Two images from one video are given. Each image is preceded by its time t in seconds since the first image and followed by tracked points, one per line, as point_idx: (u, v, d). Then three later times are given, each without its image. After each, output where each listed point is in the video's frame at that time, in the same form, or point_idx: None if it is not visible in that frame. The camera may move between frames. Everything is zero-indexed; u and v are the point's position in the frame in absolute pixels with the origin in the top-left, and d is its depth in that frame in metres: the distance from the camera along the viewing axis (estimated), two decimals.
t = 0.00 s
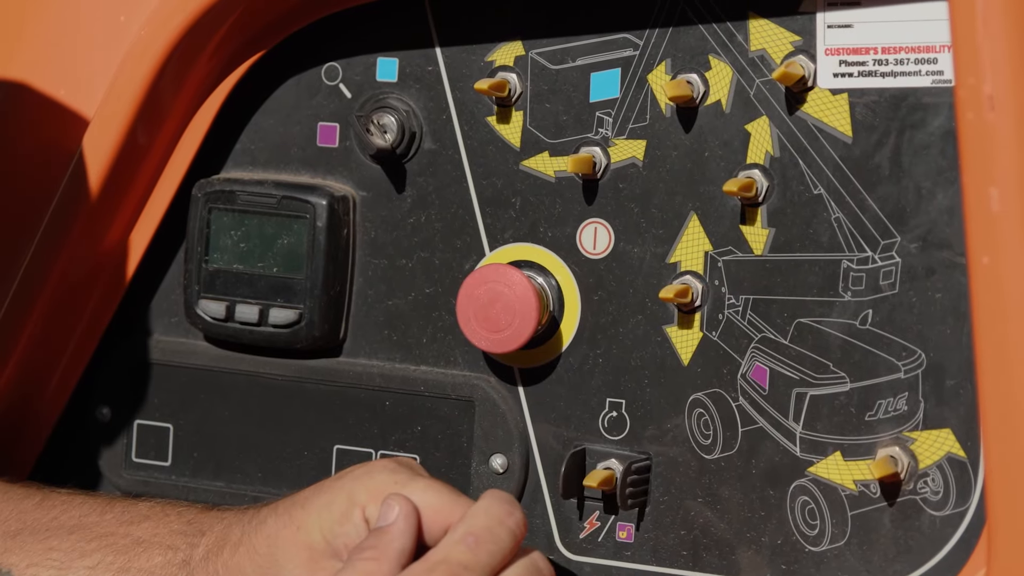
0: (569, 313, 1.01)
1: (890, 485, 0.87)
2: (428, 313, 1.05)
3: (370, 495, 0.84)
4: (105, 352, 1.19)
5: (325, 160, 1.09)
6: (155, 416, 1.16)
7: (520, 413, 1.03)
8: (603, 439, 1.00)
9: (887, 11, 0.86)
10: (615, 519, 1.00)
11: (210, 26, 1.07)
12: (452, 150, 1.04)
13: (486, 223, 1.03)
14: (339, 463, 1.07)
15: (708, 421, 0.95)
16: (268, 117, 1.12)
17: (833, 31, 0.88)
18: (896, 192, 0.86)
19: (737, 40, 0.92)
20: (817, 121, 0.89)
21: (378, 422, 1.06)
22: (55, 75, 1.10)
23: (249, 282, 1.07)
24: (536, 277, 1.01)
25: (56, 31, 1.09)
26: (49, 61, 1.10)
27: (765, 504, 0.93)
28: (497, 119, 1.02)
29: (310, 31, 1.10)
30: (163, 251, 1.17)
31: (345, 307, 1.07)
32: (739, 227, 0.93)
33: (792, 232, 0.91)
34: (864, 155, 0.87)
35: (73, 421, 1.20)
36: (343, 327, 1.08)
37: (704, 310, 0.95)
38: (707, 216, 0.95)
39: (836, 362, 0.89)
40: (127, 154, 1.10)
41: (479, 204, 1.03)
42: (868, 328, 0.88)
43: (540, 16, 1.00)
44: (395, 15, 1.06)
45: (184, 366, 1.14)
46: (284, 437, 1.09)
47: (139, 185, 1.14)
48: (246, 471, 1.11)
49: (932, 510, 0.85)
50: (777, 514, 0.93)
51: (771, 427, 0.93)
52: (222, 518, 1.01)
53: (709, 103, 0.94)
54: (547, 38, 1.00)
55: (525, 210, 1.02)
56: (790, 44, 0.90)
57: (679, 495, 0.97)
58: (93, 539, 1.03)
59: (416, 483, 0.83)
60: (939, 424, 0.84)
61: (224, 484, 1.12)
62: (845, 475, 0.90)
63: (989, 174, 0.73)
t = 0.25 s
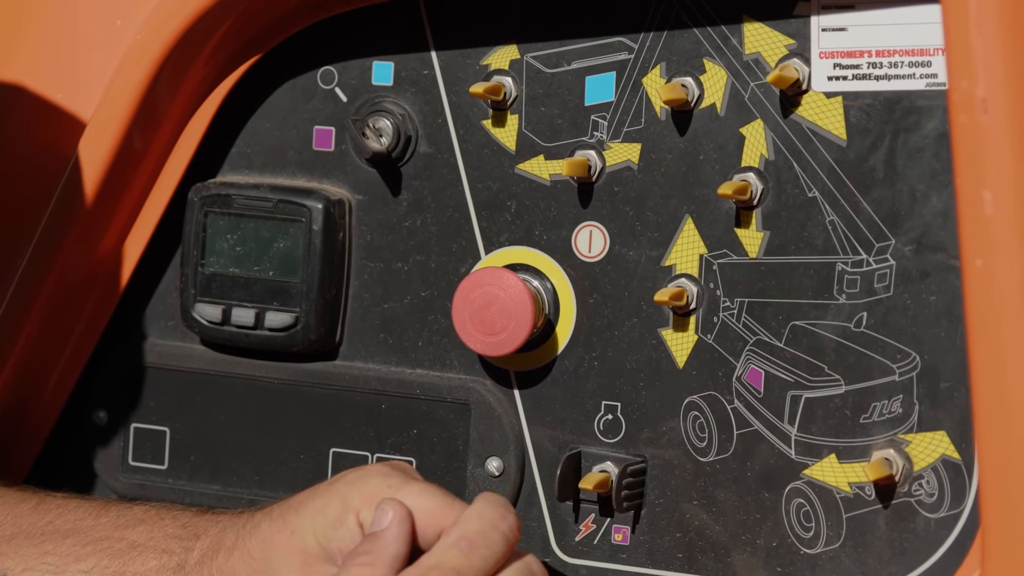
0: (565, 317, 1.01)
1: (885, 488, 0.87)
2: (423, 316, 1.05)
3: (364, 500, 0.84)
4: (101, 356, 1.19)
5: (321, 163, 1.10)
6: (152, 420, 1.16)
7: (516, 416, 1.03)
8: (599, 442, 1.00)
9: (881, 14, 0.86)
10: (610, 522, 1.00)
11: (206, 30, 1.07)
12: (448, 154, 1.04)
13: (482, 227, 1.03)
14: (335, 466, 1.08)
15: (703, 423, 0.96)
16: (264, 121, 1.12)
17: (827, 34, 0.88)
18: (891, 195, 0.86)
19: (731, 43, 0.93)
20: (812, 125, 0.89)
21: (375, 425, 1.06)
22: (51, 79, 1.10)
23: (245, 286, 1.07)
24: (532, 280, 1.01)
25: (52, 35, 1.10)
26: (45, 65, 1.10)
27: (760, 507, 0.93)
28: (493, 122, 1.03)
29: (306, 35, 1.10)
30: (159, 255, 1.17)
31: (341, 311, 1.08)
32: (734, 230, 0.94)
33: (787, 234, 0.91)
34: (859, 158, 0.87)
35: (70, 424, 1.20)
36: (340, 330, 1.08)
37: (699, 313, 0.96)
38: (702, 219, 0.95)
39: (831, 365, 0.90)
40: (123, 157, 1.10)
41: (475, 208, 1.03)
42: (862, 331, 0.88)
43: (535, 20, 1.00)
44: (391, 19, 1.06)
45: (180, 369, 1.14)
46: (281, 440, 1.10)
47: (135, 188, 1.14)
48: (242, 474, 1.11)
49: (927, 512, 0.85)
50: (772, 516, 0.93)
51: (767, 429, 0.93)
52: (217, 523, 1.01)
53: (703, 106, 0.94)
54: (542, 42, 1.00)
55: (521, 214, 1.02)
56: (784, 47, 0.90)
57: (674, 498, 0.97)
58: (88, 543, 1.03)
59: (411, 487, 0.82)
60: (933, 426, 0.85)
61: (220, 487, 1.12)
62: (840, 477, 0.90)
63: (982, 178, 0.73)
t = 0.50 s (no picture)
0: (563, 320, 1.01)
1: (883, 491, 0.87)
2: (422, 320, 1.05)
3: (362, 511, 0.84)
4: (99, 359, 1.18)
5: (320, 166, 1.10)
6: (150, 423, 1.16)
7: (514, 419, 1.03)
8: (597, 445, 1.00)
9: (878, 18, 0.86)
10: (609, 525, 1.00)
11: (204, 33, 1.07)
12: (446, 157, 1.04)
13: (480, 230, 1.03)
14: (334, 470, 1.08)
15: (701, 426, 0.96)
16: (262, 124, 1.12)
17: (825, 37, 0.88)
18: (888, 198, 0.86)
19: (729, 47, 0.93)
20: (810, 128, 0.90)
21: (373, 429, 1.06)
22: (49, 82, 1.10)
23: (243, 289, 1.07)
24: (530, 283, 1.01)
25: (50, 39, 1.10)
26: (43, 69, 1.10)
27: (758, 510, 0.93)
28: (491, 126, 1.03)
29: (304, 38, 1.10)
30: (157, 259, 1.17)
31: (340, 314, 1.08)
32: (732, 233, 0.94)
33: (785, 238, 0.91)
34: (856, 161, 0.87)
35: (67, 428, 1.20)
36: (338, 334, 1.08)
37: (697, 316, 0.96)
38: (700, 222, 0.95)
39: (828, 368, 0.90)
40: (121, 160, 1.10)
41: (473, 211, 1.03)
42: (860, 334, 0.88)
43: (532, 23, 1.00)
44: (389, 23, 1.06)
45: (178, 373, 1.14)
46: (279, 444, 1.10)
47: (133, 191, 1.14)
48: (241, 477, 1.11)
49: (925, 515, 0.85)
50: (770, 519, 0.93)
51: (765, 432, 0.93)
52: (215, 531, 1.01)
53: (701, 109, 0.94)
54: (540, 45, 1.00)
55: (519, 217, 1.02)
56: (782, 51, 0.90)
57: (672, 501, 0.97)
58: (87, 551, 1.03)
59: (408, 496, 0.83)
60: (931, 429, 0.85)
61: (219, 491, 1.12)
62: (838, 480, 0.90)
63: (979, 182, 0.73)
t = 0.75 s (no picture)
0: (567, 322, 1.01)
1: (888, 494, 0.87)
2: (426, 322, 1.05)
3: (372, 515, 0.88)
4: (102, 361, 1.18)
5: (324, 169, 1.10)
6: (154, 425, 1.16)
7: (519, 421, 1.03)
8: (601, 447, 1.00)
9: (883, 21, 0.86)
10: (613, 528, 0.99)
11: (208, 35, 1.07)
12: (451, 159, 1.04)
13: (484, 232, 1.03)
14: (337, 472, 1.08)
15: (706, 429, 0.96)
16: (266, 126, 1.12)
17: (830, 40, 0.88)
18: (894, 201, 0.86)
19: (734, 49, 0.93)
20: (815, 131, 0.89)
21: (377, 431, 1.06)
22: (54, 83, 1.10)
23: (247, 291, 1.07)
24: (534, 286, 1.01)
25: (56, 40, 1.10)
26: (49, 70, 1.10)
27: (763, 513, 0.93)
28: (495, 128, 1.03)
29: (309, 40, 1.10)
30: (161, 261, 1.17)
31: (344, 317, 1.08)
32: (737, 236, 0.94)
33: (790, 240, 0.91)
34: (862, 163, 0.87)
35: (71, 431, 1.19)
36: (342, 336, 1.08)
37: (702, 318, 0.95)
38: (705, 225, 0.95)
39: (833, 371, 0.89)
40: (125, 162, 1.10)
41: (478, 214, 1.03)
42: (865, 337, 0.88)
43: (537, 25, 1.00)
44: (394, 25, 1.06)
45: (181, 375, 1.14)
46: (283, 446, 1.09)
47: (138, 193, 1.14)
48: (245, 479, 1.11)
49: (930, 518, 0.85)
50: (775, 522, 0.93)
51: (769, 435, 0.93)
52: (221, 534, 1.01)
53: (706, 112, 0.94)
54: (545, 48, 1.00)
55: (523, 219, 1.02)
56: (787, 54, 0.90)
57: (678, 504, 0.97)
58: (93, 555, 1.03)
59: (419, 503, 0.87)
60: (936, 432, 0.85)
61: (223, 493, 1.12)
62: (843, 483, 0.90)
63: (985, 185, 0.73)
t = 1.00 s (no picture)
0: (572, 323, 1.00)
1: (893, 496, 0.87)
2: (430, 323, 1.05)
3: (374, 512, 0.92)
4: (106, 361, 1.18)
5: (328, 169, 1.10)
6: (157, 426, 1.16)
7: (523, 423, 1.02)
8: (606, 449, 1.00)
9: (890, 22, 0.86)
10: (617, 529, 0.99)
11: (212, 36, 1.07)
12: (455, 160, 1.04)
13: (489, 233, 1.03)
14: (341, 473, 1.08)
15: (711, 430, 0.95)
16: (270, 126, 1.12)
17: (835, 41, 0.88)
18: (899, 203, 0.86)
19: (739, 50, 0.93)
20: (820, 132, 0.89)
21: (381, 431, 1.06)
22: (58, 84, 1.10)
23: (251, 292, 1.07)
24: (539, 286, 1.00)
25: (60, 41, 1.10)
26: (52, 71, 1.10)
27: (768, 514, 0.93)
28: (500, 128, 1.02)
29: (313, 40, 1.10)
30: (165, 261, 1.17)
31: (348, 317, 1.08)
32: (742, 237, 0.93)
33: (795, 241, 0.91)
34: (867, 165, 0.87)
35: (75, 431, 1.19)
36: (346, 336, 1.08)
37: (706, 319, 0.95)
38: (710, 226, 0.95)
39: (838, 372, 0.89)
40: (130, 162, 1.10)
41: (482, 214, 1.03)
42: (870, 338, 0.88)
43: (542, 26, 1.00)
44: (398, 25, 1.06)
45: (185, 375, 1.14)
46: (287, 446, 1.09)
47: (142, 193, 1.14)
48: (248, 480, 1.11)
49: (934, 520, 0.85)
50: (779, 525, 0.92)
51: (774, 437, 0.92)
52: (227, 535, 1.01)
53: (711, 113, 0.94)
54: (549, 48, 1.00)
55: (528, 220, 1.02)
56: (792, 55, 0.90)
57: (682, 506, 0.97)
58: (99, 554, 1.03)
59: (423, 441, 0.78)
60: (941, 433, 0.85)
61: (226, 494, 1.12)
62: (848, 485, 0.89)
63: (990, 187, 0.73)
